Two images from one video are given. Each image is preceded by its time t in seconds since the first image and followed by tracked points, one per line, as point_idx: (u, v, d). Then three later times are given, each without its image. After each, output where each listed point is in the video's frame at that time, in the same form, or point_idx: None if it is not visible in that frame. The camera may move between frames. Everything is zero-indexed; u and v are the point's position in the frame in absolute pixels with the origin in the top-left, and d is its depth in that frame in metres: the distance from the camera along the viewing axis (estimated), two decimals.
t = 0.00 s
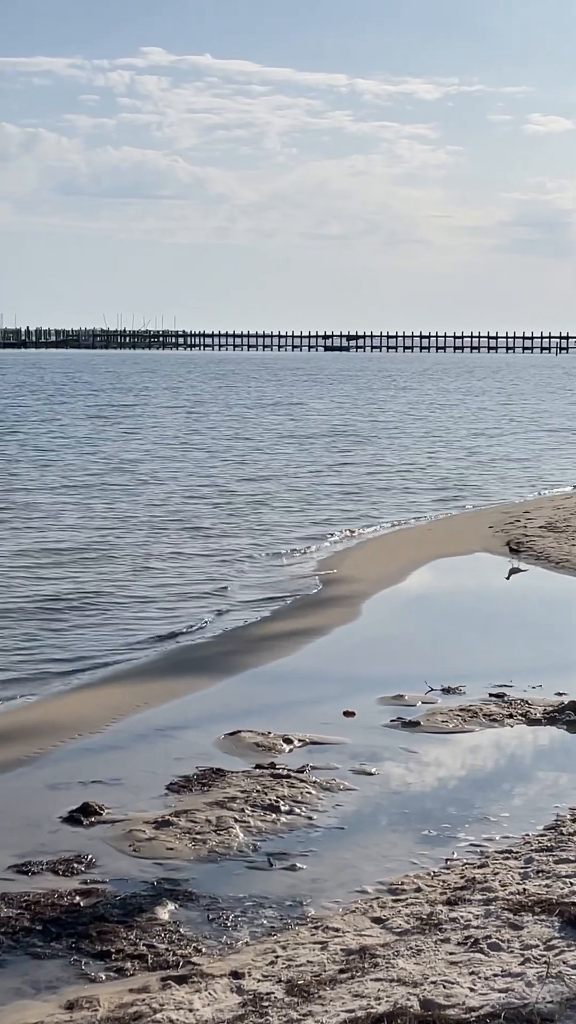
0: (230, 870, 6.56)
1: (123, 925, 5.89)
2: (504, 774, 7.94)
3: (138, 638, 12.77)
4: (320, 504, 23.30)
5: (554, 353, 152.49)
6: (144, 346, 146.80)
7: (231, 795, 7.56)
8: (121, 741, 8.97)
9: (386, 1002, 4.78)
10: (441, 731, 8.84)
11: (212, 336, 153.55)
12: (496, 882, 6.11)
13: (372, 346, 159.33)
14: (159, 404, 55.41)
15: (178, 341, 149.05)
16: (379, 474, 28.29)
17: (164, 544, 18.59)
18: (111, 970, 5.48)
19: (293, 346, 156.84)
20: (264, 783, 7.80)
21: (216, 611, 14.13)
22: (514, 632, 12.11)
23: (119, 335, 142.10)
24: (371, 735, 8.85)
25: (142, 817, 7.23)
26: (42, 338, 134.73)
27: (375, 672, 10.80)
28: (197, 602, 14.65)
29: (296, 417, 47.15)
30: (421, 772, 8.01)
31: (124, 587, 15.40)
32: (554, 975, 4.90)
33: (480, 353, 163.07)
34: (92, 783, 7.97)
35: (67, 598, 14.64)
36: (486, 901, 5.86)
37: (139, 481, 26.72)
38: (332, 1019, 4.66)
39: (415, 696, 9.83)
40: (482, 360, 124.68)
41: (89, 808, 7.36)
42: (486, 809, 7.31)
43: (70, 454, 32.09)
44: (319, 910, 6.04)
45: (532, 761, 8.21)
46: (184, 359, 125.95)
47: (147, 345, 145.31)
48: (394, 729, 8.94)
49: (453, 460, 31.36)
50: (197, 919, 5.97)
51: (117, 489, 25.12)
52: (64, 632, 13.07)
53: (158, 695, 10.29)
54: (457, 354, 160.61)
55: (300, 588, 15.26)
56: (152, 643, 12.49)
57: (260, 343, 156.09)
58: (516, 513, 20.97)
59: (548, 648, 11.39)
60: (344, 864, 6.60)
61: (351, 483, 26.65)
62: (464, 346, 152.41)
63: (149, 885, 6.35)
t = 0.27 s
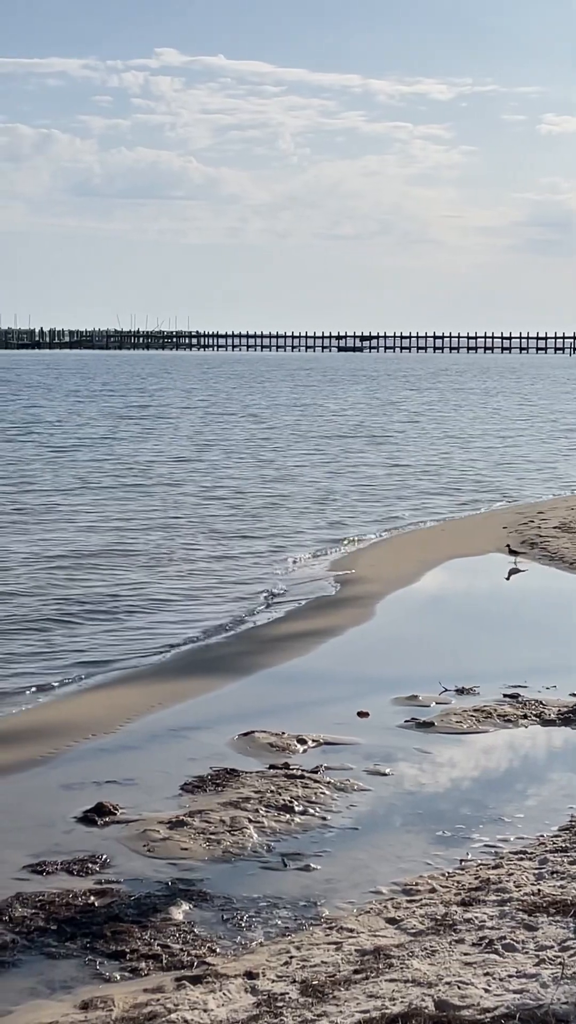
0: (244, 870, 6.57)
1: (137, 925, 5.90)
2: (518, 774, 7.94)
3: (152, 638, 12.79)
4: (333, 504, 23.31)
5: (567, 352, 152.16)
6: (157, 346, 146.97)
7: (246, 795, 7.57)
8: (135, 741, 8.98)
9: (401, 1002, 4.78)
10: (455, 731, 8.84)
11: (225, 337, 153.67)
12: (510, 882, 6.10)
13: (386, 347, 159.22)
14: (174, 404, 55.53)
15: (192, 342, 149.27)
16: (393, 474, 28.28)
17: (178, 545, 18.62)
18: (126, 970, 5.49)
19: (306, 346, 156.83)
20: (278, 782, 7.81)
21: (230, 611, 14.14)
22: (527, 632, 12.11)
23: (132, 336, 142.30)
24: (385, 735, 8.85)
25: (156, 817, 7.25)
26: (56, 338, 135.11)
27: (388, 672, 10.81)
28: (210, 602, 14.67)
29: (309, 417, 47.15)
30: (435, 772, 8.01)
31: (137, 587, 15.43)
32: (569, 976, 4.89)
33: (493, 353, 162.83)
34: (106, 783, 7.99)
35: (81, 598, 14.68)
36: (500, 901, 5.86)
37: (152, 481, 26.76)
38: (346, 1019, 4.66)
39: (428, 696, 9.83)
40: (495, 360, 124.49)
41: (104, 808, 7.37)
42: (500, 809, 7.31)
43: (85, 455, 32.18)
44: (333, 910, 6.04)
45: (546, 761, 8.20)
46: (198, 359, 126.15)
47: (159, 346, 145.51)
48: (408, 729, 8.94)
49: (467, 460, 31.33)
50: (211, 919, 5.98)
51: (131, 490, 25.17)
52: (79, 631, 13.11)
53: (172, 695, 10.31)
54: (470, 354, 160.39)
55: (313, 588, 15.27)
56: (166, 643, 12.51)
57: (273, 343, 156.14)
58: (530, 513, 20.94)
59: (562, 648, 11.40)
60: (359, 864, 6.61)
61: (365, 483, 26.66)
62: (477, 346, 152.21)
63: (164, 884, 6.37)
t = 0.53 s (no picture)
0: (259, 870, 6.56)
1: (152, 925, 5.90)
2: (532, 774, 7.92)
3: (166, 638, 12.80)
4: (347, 504, 23.29)
5: None
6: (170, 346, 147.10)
7: (260, 795, 7.57)
8: (150, 741, 8.98)
9: (416, 1002, 4.78)
10: (470, 731, 8.83)
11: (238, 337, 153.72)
12: (525, 883, 6.09)
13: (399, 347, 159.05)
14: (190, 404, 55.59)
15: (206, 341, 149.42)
16: (407, 474, 28.25)
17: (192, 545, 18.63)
18: (140, 969, 5.50)
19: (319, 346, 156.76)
20: (292, 782, 7.80)
21: (243, 610, 14.15)
22: (541, 632, 12.08)
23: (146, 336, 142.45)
24: (400, 735, 8.84)
25: (171, 817, 7.25)
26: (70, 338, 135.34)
27: (403, 672, 10.79)
28: (224, 602, 14.67)
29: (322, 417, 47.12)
30: (449, 772, 7.99)
31: (151, 587, 15.44)
32: None
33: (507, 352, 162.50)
34: (120, 783, 7.99)
35: (96, 599, 14.70)
36: (515, 901, 5.85)
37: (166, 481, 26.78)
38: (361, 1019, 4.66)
39: (443, 696, 9.82)
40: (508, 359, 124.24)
41: (118, 808, 7.37)
42: (515, 809, 7.30)
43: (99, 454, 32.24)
44: (348, 910, 6.04)
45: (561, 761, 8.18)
46: (212, 358, 126.32)
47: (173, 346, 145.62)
48: (422, 730, 8.93)
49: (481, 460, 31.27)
50: (226, 919, 5.98)
51: (144, 490, 25.19)
52: (92, 631, 13.13)
53: (186, 695, 10.30)
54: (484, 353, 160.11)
55: (328, 588, 15.25)
56: (180, 644, 12.51)
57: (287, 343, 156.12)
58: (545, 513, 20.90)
59: None
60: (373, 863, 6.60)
61: (379, 483, 26.64)
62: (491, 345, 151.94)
63: (178, 884, 6.37)
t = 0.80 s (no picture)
0: (273, 870, 6.56)
1: (166, 925, 5.90)
2: (547, 774, 7.90)
3: (180, 638, 12.79)
4: (361, 504, 23.24)
5: None
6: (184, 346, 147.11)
7: (274, 795, 7.56)
8: (164, 741, 8.98)
9: (431, 1002, 4.77)
10: (484, 731, 8.81)
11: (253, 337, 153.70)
12: (541, 883, 6.08)
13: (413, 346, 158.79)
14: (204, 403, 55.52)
15: (220, 341, 149.44)
16: (421, 474, 28.18)
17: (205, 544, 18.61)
18: (155, 969, 5.50)
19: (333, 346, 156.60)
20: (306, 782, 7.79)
21: (257, 610, 14.13)
22: (556, 632, 12.03)
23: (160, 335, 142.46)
24: (414, 735, 8.82)
25: (185, 817, 7.25)
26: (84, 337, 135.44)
27: (417, 672, 10.76)
28: (237, 602, 14.65)
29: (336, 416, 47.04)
30: (463, 772, 7.98)
31: (165, 587, 15.43)
32: None
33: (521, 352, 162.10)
34: (134, 783, 7.99)
35: (109, 598, 14.70)
36: (530, 901, 5.84)
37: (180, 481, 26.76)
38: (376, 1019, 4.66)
39: (457, 696, 9.80)
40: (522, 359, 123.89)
41: (132, 808, 7.38)
42: (530, 809, 7.28)
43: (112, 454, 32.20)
44: (362, 910, 6.03)
45: None
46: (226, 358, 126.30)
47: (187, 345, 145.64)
48: (437, 730, 8.91)
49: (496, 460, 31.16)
50: (241, 919, 5.98)
51: (158, 489, 25.16)
52: (106, 630, 13.12)
53: (200, 695, 10.30)
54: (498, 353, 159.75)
55: (342, 588, 15.22)
56: (193, 643, 12.50)
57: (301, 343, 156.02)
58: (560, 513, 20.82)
59: None
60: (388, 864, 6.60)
61: (393, 482, 26.58)
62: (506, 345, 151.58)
63: (193, 884, 6.37)
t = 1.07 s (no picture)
0: (287, 870, 6.55)
1: (179, 924, 5.90)
2: (560, 774, 7.88)
3: (193, 638, 12.77)
4: (375, 504, 23.15)
5: None
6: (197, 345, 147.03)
7: (287, 795, 7.54)
8: (177, 740, 8.97)
9: (445, 1002, 4.77)
10: (497, 731, 8.78)
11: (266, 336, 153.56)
12: (555, 883, 6.06)
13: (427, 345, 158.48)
14: (216, 403, 55.45)
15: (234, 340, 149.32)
16: (435, 474, 28.07)
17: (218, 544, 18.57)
18: (168, 967, 5.51)
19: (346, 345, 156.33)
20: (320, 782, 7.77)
21: (270, 610, 14.10)
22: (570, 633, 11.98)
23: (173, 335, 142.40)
24: (428, 735, 8.80)
25: (198, 816, 7.25)
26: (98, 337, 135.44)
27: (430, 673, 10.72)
28: (250, 602, 14.62)
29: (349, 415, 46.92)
30: (476, 772, 7.95)
31: (178, 587, 15.40)
32: None
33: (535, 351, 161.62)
34: (148, 783, 7.98)
35: (122, 598, 14.68)
36: (544, 901, 5.82)
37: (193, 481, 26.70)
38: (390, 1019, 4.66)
39: (471, 695, 9.77)
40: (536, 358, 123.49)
41: (145, 808, 7.37)
42: (543, 809, 7.26)
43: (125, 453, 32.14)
44: (376, 909, 6.03)
45: None
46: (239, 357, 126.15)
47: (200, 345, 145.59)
48: (450, 730, 8.88)
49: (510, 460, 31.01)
50: (254, 918, 5.98)
51: (171, 489, 25.12)
52: (119, 630, 13.10)
53: (214, 694, 10.28)
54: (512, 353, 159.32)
55: (355, 588, 15.17)
56: (206, 643, 12.48)
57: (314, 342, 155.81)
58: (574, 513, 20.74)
59: None
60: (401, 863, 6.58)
61: (406, 482, 26.49)
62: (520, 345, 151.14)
63: (206, 883, 6.37)
